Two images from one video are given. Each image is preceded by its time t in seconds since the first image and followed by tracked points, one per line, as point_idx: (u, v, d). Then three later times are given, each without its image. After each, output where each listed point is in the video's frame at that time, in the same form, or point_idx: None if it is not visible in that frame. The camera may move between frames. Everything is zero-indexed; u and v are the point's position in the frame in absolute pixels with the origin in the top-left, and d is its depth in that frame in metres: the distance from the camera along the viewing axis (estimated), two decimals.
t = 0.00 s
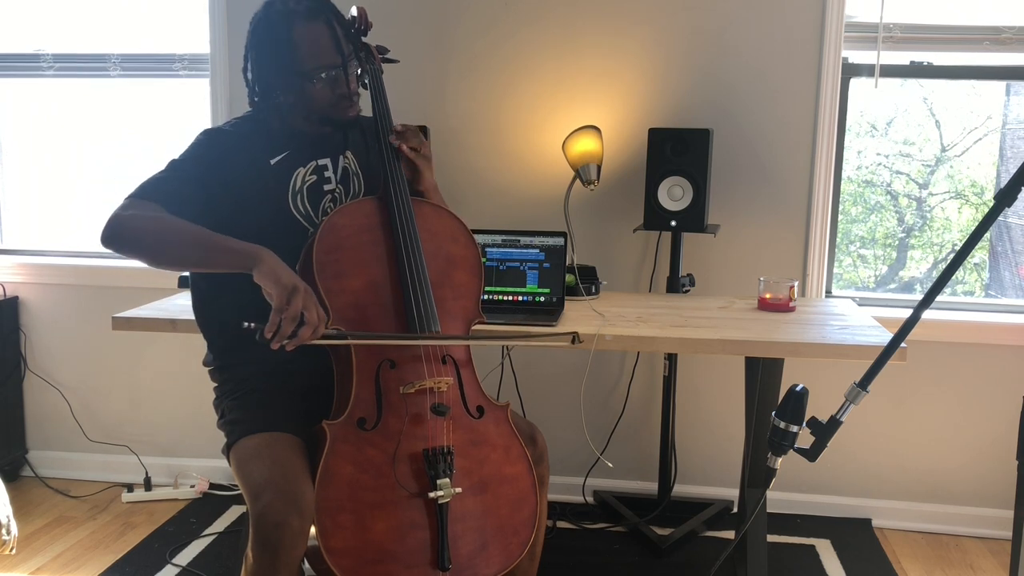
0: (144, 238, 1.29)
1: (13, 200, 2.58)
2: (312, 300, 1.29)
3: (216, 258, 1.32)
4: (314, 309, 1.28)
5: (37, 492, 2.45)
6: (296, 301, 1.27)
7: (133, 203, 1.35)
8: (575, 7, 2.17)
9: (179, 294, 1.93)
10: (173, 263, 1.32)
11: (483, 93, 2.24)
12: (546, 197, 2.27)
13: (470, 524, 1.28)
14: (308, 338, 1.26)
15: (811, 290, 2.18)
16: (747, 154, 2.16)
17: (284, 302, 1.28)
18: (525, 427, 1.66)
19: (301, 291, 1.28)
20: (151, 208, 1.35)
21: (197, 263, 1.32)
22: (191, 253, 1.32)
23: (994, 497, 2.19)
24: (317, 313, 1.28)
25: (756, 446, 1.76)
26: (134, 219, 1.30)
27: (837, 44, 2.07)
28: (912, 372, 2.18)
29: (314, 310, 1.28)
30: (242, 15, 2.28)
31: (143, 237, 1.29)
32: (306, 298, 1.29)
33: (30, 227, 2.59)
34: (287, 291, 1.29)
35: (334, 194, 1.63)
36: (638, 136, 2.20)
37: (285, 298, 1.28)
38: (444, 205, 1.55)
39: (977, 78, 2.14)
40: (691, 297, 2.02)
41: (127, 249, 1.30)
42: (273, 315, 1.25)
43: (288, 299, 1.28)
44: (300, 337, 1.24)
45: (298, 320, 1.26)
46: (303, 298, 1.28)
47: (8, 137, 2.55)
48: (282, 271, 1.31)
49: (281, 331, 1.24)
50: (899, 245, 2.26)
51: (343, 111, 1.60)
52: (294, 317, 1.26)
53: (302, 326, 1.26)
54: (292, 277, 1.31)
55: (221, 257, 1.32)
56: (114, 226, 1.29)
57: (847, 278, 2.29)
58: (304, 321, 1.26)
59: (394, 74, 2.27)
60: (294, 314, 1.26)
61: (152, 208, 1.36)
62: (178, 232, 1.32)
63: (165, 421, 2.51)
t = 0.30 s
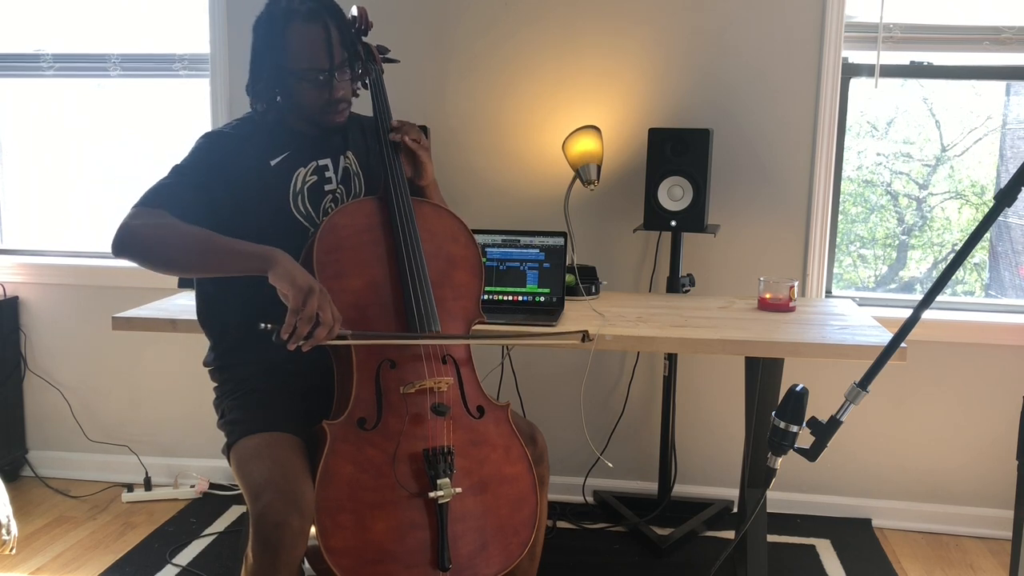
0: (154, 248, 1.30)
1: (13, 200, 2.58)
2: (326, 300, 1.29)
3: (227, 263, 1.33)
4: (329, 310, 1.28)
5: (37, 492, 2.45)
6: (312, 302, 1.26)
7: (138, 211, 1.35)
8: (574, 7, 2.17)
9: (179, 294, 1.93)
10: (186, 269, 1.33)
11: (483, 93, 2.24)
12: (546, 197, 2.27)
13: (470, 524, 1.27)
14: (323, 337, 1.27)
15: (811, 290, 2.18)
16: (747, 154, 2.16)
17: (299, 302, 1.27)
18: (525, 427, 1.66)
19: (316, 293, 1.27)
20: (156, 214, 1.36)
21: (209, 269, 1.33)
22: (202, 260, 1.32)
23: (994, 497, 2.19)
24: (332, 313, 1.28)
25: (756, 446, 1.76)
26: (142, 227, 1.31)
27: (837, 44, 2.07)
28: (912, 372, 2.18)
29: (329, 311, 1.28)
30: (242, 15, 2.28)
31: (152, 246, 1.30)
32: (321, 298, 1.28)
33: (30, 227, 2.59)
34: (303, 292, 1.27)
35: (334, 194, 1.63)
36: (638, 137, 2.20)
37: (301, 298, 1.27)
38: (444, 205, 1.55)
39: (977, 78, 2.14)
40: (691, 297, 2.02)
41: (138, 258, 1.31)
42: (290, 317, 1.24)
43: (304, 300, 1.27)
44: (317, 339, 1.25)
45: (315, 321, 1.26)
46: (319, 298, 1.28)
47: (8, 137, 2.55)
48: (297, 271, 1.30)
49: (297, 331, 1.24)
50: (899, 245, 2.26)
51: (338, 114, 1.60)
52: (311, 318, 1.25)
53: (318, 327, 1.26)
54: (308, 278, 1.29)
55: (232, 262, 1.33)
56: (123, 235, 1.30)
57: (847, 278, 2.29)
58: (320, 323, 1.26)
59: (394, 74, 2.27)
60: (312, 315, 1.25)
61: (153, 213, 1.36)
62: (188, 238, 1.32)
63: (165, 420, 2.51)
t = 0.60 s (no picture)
0: (157, 252, 1.30)
1: (13, 200, 2.58)
2: (337, 298, 1.29)
3: (229, 266, 1.33)
4: (340, 309, 1.29)
5: (37, 492, 2.45)
6: (324, 301, 1.27)
7: (142, 217, 1.36)
8: (574, 7, 2.17)
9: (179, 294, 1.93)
10: (188, 273, 1.33)
11: (483, 93, 2.24)
12: (546, 197, 2.27)
13: (470, 524, 1.27)
14: (335, 337, 1.28)
15: (811, 290, 2.18)
16: (747, 154, 2.16)
17: (311, 301, 1.27)
18: (525, 427, 1.66)
19: (327, 292, 1.28)
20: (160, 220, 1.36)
21: (211, 270, 1.33)
22: (204, 263, 1.32)
23: (994, 497, 2.19)
24: (343, 312, 1.29)
25: (756, 446, 1.76)
26: (146, 232, 1.31)
27: (837, 44, 2.07)
28: (912, 372, 2.18)
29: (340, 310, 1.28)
30: (242, 15, 2.28)
31: (155, 250, 1.30)
32: (332, 297, 1.29)
33: (31, 227, 2.59)
34: (315, 292, 1.28)
35: (334, 194, 1.63)
36: (638, 137, 2.20)
37: (313, 298, 1.27)
38: (444, 204, 1.55)
39: (977, 78, 2.14)
40: (691, 297, 2.02)
41: (141, 263, 1.31)
42: (302, 316, 1.25)
43: (316, 299, 1.28)
44: (329, 338, 1.26)
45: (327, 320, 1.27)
46: (330, 297, 1.28)
47: (8, 137, 2.55)
48: (308, 271, 1.30)
49: (309, 330, 1.25)
50: (899, 245, 2.26)
51: (346, 112, 1.61)
52: (323, 317, 1.26)
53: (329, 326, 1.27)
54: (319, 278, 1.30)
55: (235, 264, 1.33)
56: (127, 241, 1.30)
57: (847, 278, 2.29)
58: (332, 321, 1.27)
59: (394, 74, 2.27)
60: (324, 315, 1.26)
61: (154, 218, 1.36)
62: (190, 241, 1.32)
63: (165, 420, 2.51)
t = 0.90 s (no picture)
0: (157, 250, 1.30)
1: (13, 200, 2.58)
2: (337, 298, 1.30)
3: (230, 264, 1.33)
4: (341, 309, 1.29)
5: (36, 492, 2.45)
6: (324, 301, 1.27)
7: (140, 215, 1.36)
8: (574, 6, 2.17)
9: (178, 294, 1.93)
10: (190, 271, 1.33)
11: (483, 93, 2.24)
12: (546, 197, 2.27)
13: (470, 524, 1.27)
14: (336, 336, 1.29)
15: (811, 290, 2.18)
16: (747, 154, 2.16)
17: (312, 302, 1.28)
18: (525, 427, 1.66)
19: (328, 292, 1.29)
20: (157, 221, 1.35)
21: (211, 270, 1.33)
22: (205, 261, 1.33)
23: (994, 497, 2.19)
24: (344, 312, 1.30)
25: (756, 446, 1.76)
26: (145, 230, 1.31)
27: (837, 44, 2.07)
28: (912, 372, 2.18)
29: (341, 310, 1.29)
30: (242, 14, 2.28)
31: (156, 249, 1.31)
32: (332, 296, 1.29)
33: (31, 227, 2.59)
34: (315, 292, 1.29)
35: (335, 194, 1.63)
36: (638, 137, 2.20)
37: (313, 298, 1.28)
38: (444, 205, 1.55)
39: (977, 78, 2.14)
40: (691, 297, 2.02)
41: (141, 262, 1.32)
42: (303, 317, 1.26)
43: (317, 300, 1.28)
44: (330, 338, 1.27)
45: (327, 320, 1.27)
46: (330, 297, 1.29)
47: (8, 137, 2.55)
48: (309, 271, 1.30)
49: (310, 331, 1.26)
50: (899, 245, 2.26)
51: (352, 110, 1.62)
52: (324, 318, 1.27)
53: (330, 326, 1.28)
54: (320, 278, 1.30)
55: (234, 264, 1.33)
56: (127, 238, 1.30)
57: (847, 278, 2.29)
58: (333, 322, 1.27)
59: (394, 74, 2.27)
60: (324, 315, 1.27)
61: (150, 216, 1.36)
62: (192, 239, 1.33)
63: (165, 420, 2.51)
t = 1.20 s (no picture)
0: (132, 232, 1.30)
1: (13, 200, 2.58)
2: (295, 299, 1.28)
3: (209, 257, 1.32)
4: (297, 310, 1.27)
5: (36, 492, 2.45)
6: (279, 300, 1.26)
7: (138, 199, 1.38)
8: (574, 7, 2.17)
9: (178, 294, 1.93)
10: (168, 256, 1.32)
11: (483, 93, 2.24)
12: (546, 197, 2.27)
13: (470, 524, 1.27)
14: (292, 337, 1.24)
15: (811, 290, 2.18)
16: (747, 154, 2.16)
17: (268, 301, 1.27)
18: (525, 427, 1.66)
19: (284, 291, 1.28)
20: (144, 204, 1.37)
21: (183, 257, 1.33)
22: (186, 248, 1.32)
23: (994, 497, 2.19)
24: (300, 312, 1.27)
25: (756, 446, 1.76)
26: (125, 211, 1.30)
27: (837, 44, 2.07)
28: (912, 372, 2.18)
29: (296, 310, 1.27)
30: (242, 14, 2.28)
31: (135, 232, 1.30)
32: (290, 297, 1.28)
33: (31, 227, 2.59)
34: (271, 291, 1.28)
35: (335, 194, 1.63)
36: (638, 137, 2.20)
37: (270, 297, 1.27)
38: (445, 205, 1.55)
39: (977, 78, 2.14)
40: (691, 297, 2.02)
41: (118, 242, 1.30)
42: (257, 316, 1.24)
43: (272, 299, 1.27)
44: (285, 337, 1.23)
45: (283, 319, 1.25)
46: (287, 297, 1.27)
47: (8, 137, 2.55)
48: (267, 270, 1.31)
49: (265, 330, 1.23)
50: (899, 245, 2.26)
51: (353, 110, 1.62)
52: (279, 317, 1.25)
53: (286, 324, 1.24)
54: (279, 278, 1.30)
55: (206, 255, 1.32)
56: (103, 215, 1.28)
57: (847, 278, 2.29)
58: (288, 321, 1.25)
59: (394, 74, 2.27)
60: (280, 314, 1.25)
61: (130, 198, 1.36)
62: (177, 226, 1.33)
63: (165, 420, 2.51)
